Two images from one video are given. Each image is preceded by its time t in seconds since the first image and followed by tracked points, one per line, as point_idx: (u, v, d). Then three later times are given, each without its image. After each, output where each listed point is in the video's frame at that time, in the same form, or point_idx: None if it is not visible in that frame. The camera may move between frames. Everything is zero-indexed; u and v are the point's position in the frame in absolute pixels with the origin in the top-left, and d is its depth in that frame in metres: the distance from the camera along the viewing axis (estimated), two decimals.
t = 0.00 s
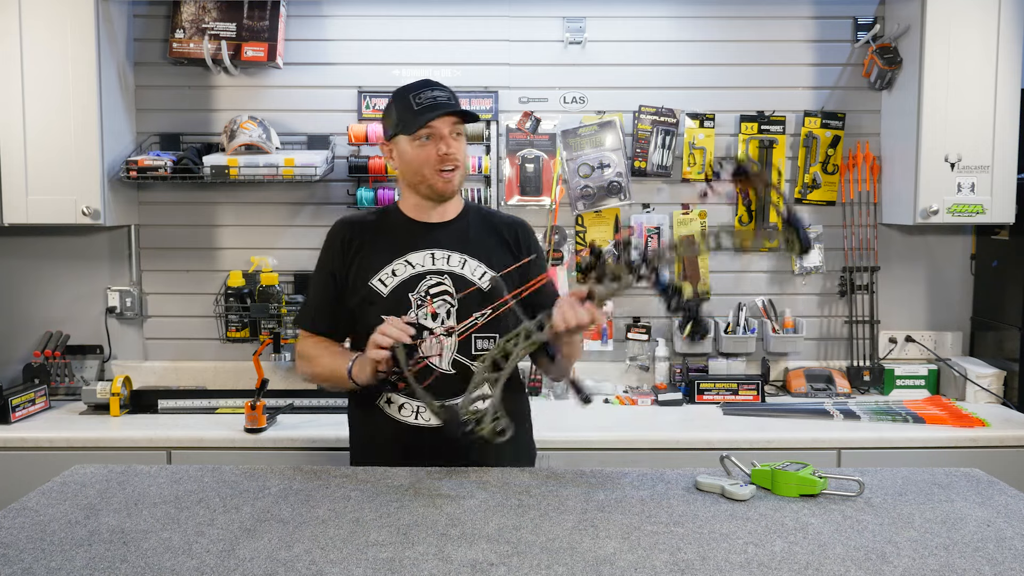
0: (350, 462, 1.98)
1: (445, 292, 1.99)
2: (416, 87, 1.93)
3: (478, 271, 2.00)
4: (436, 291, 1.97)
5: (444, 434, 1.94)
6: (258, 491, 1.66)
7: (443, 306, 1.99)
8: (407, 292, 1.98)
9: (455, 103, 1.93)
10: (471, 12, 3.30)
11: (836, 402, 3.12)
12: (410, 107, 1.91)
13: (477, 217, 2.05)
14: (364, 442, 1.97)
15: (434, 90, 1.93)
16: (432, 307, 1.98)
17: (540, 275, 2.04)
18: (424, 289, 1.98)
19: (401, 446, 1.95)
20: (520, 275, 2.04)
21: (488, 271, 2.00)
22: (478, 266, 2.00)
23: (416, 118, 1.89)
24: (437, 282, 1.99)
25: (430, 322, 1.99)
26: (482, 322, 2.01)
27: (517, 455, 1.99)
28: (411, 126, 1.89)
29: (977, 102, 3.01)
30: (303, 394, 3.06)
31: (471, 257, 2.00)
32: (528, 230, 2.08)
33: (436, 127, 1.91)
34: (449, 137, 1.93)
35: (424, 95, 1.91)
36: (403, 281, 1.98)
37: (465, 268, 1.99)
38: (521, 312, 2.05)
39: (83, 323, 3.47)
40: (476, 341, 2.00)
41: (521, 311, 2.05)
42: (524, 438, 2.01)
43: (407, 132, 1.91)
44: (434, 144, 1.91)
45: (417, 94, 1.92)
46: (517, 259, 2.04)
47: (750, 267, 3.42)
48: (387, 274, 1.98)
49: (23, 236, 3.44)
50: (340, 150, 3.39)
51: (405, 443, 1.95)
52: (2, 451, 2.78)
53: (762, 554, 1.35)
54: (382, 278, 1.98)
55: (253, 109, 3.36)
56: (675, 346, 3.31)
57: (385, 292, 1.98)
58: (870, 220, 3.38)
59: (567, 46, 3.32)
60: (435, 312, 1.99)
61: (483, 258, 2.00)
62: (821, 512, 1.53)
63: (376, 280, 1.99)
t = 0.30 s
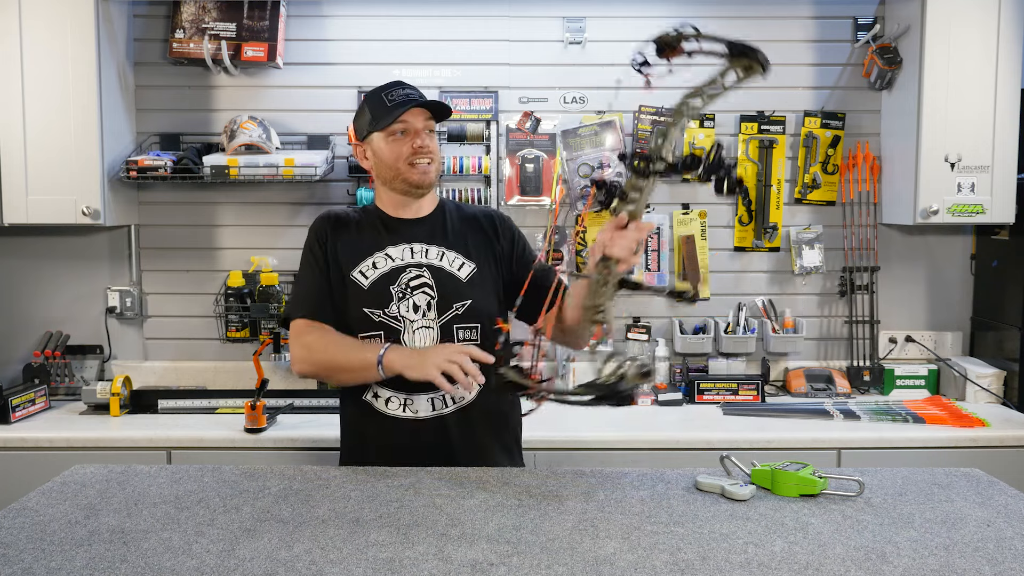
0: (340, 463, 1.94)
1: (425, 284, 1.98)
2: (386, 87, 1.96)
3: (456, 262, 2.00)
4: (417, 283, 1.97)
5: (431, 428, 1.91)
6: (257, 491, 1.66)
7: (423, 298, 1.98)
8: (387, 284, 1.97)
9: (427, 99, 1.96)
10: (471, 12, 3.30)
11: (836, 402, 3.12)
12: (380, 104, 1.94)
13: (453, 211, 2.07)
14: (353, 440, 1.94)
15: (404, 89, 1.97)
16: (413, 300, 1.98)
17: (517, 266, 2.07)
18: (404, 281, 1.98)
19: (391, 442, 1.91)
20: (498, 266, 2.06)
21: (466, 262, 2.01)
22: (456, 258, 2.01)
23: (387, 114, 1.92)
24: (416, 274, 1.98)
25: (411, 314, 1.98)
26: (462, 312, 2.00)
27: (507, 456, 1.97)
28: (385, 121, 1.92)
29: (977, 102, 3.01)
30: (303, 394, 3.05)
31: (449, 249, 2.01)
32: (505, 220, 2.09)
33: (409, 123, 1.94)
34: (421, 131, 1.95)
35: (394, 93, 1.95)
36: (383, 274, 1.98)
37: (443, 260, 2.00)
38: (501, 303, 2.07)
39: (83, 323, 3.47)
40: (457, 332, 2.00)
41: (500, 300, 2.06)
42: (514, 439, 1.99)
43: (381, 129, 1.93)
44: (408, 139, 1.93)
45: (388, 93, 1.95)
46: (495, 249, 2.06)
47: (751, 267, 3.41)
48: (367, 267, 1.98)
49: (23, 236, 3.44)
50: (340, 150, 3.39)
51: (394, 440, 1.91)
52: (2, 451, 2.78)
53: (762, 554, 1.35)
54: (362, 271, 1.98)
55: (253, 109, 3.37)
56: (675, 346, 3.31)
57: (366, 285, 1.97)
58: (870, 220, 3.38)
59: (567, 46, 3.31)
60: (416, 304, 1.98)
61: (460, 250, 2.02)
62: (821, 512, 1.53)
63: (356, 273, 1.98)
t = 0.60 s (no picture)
0: (341, 463, 1.95)
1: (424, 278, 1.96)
2: (374, 86, 1.99)
3: (454, 257, 1.99)
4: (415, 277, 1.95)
5: (430, 423, 1.91)
6: (257, 491, 1.66)
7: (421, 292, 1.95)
8: (386, 278, 1.95)
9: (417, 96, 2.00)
10: (471, 12, 3.30)
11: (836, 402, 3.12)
12: (370, 104, 1.97)
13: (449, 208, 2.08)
14: (352, 436, 1.94)
15: (394, 88, 2.00)
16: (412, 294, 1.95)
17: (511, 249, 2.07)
18: (403, 275, 1.96)
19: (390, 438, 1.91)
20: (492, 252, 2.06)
21: (464, 256, 2.00)
22: (454, 252, 2.00)
23: (379, 112, 1.95)
24: (415, 269, 1.97)
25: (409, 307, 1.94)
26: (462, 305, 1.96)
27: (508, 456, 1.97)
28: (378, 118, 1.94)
29: (977, 102, 3.01)
30: (303, 394, 3.05)
31: (446, 244, 2.00)
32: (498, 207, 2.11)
33: (402, 120, 1.97)
34: (414, 127, 1.98)
35: (383, 92, 1.98)
36: (382, 268, 1.96)
37: (440, 255, 1.99)
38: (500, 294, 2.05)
39: (83, 323, 3.47)
40: (457, 326, 1.95)
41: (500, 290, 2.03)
42: (514, 436, 1.99)
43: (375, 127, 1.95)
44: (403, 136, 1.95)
45: (378, 92, 1.99)
46: (487, 236, 2.07)
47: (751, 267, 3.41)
48: (367, 260, 1.97)
49: (23, 236, 3.44)
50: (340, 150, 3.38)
51: (393, 435, 1.91)
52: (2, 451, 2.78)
53: (762, 554, 1.35)
54: (362, 264, 1.97)
55: (254, 109, 3.37)
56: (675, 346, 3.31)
57: (365, 278, 1.96)
58: (870, 220, 3.38)
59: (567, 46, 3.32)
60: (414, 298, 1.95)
61: (458, 243, 2.01)
62: (821, 512, 1.53)
63: (355, 266, 1.97)
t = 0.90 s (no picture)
0: (340, 463, 1.95)
1: (424, 270, 1.93)
2: (367, 86, 1.96)
3: (452, 247, 1.96)
4: (415, 268, 1.93)
5: (431, 412, 1.90)
6: (257, 491, 1.66)
7: (422, 285, 1.93)
8: (387, 270, 1.94)
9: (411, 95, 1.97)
10: (471, 12, 3.30)
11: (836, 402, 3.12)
12: (365, 104, 1.94)
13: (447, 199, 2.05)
14: (354, 428, 1.95)
15: (388, 87, 1.98)
16: (412, 285, 1.93)
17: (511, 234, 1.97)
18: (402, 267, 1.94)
19: (391, 429, 1.91)
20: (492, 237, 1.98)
21: (463, 246, 1.96)
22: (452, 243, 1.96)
23: (376, 112, 1.93)
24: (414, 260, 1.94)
25: (410, 300, 1.92)
26: (462, 296, 1.94)
27: (511, 445, 1.96)
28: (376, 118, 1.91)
29: (977, 102, 3.01)
30: (303, 394, 3.05)
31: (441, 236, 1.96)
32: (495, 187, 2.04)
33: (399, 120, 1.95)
34: (410, 126, 1.96)
35: (377, 91, 1.95)
36: (382, 259, 1.94)
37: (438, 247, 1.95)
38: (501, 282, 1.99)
39: (83, 323, 3.47)
40: (457, 316, 1.93)
41: (500, 277, 1.99)
42: (517, 423, 1.98)
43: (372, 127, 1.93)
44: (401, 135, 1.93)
45: (372, 92, 1.96)
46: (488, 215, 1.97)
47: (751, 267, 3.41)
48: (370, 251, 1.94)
49: (23, 236, 3.44)
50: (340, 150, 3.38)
51: (394, 426, 1.91)
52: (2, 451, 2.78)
53: (762, 554, 1.35)
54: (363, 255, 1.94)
55: (254, 109, 3.36)
56: (675, 346, 3.32)
57: (367, 269, 1.94)
58: (870, 220, 3.38)
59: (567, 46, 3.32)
60: (415, 290, 1.92)
61: (454, 234, 1.97)
62: (821, 512, 1.53)
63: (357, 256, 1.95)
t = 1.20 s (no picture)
0: (341, 462, 1.95)
1: (429, 263, 1.89)
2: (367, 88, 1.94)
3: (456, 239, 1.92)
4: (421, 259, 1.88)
5: (438, 402, 1.88)
6: (257, 491, 1.66)
7: (428, 277, 1.88)
8: (393, 262, 1.88)
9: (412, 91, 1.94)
10: (472, 12, 3.30)
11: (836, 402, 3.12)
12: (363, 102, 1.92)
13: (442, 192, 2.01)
14: (359, 419, 1.92)
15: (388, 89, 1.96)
16: (418, 276, 1.88)
17: (509, 225, 1.96)
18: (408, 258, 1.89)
19: (399, 420, 1.89)
20: (491, 227, 1.96)
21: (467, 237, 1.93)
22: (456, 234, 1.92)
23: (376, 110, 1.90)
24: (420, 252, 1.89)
25: (416, 293, 1.88)
26: (467, 287, 1.90)
27: (515, 431, 1.97)
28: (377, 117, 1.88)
29: (977, 102, 3.01)
30: (303, 394, 3.05)
31: (441, 229, 1.92)
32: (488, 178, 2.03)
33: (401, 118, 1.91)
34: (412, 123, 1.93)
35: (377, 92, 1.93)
36: (389, 251, 1.88)
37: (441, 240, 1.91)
38: (501, 273, 1.97)
39: (83, 323, 3.47)
40: (463, 307, 1.90)
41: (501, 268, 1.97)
42: (519, 408, 1.99)
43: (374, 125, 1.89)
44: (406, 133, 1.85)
45: (371, 92, 1.93)
46: (485, 205, 1.96)
47: (751, 267, 3.42)
48: (378, 241, 1.88)
49: (23, 236, 3.44)
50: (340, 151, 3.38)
51: (402, 417, 1.89)
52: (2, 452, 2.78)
53: (762, 554, 1.35)
54: (370, 244, 1.88)
55: (254, 109, 3.36)
56: (675, 346, 3.32)
57: (374, 259, 1.88)
58: (870, 220, 3.38)
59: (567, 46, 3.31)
60: (420, 283, 1.88)
61: (455, 225, 1.93)
62: (821, 512, 1.53)
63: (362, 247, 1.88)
